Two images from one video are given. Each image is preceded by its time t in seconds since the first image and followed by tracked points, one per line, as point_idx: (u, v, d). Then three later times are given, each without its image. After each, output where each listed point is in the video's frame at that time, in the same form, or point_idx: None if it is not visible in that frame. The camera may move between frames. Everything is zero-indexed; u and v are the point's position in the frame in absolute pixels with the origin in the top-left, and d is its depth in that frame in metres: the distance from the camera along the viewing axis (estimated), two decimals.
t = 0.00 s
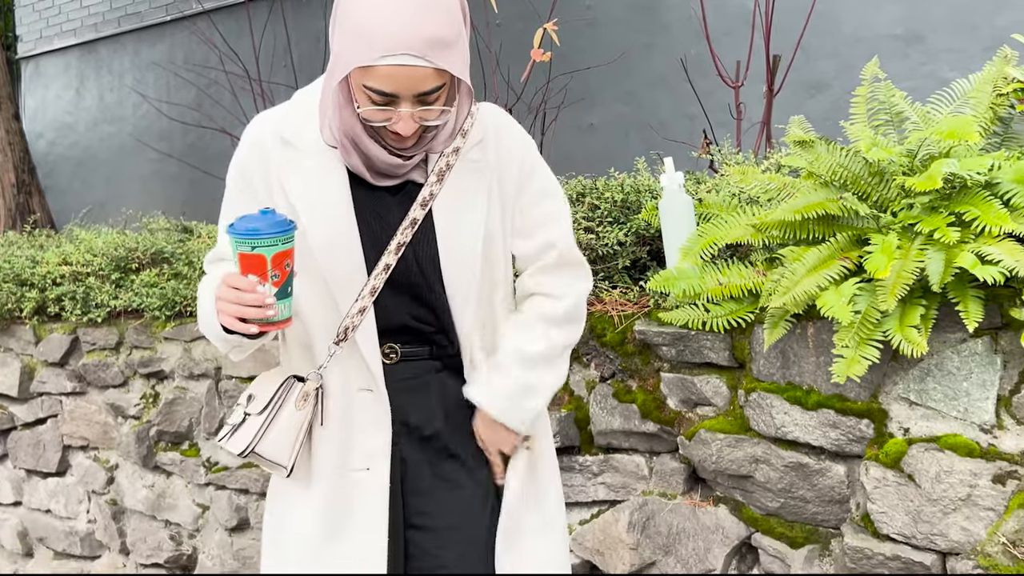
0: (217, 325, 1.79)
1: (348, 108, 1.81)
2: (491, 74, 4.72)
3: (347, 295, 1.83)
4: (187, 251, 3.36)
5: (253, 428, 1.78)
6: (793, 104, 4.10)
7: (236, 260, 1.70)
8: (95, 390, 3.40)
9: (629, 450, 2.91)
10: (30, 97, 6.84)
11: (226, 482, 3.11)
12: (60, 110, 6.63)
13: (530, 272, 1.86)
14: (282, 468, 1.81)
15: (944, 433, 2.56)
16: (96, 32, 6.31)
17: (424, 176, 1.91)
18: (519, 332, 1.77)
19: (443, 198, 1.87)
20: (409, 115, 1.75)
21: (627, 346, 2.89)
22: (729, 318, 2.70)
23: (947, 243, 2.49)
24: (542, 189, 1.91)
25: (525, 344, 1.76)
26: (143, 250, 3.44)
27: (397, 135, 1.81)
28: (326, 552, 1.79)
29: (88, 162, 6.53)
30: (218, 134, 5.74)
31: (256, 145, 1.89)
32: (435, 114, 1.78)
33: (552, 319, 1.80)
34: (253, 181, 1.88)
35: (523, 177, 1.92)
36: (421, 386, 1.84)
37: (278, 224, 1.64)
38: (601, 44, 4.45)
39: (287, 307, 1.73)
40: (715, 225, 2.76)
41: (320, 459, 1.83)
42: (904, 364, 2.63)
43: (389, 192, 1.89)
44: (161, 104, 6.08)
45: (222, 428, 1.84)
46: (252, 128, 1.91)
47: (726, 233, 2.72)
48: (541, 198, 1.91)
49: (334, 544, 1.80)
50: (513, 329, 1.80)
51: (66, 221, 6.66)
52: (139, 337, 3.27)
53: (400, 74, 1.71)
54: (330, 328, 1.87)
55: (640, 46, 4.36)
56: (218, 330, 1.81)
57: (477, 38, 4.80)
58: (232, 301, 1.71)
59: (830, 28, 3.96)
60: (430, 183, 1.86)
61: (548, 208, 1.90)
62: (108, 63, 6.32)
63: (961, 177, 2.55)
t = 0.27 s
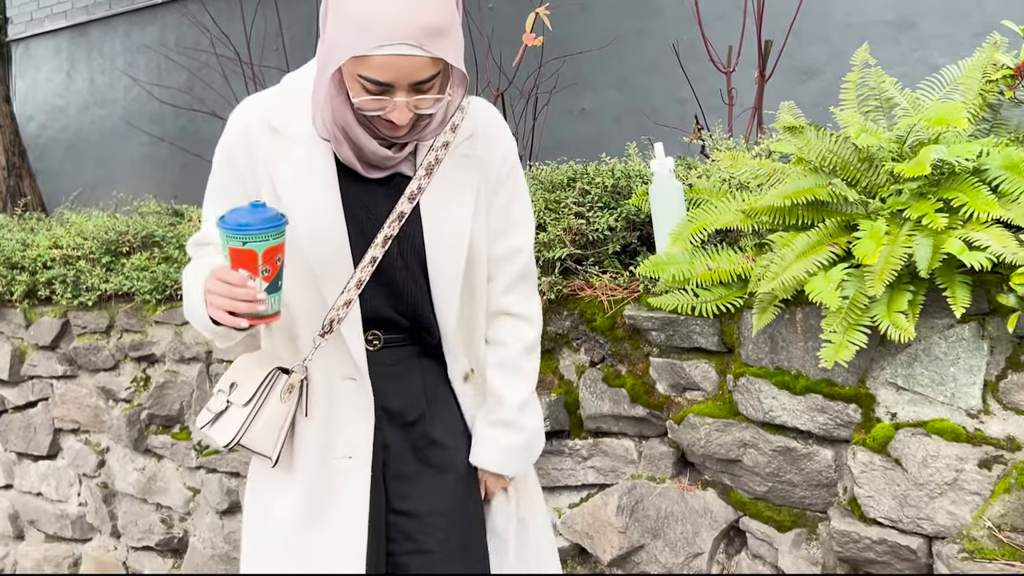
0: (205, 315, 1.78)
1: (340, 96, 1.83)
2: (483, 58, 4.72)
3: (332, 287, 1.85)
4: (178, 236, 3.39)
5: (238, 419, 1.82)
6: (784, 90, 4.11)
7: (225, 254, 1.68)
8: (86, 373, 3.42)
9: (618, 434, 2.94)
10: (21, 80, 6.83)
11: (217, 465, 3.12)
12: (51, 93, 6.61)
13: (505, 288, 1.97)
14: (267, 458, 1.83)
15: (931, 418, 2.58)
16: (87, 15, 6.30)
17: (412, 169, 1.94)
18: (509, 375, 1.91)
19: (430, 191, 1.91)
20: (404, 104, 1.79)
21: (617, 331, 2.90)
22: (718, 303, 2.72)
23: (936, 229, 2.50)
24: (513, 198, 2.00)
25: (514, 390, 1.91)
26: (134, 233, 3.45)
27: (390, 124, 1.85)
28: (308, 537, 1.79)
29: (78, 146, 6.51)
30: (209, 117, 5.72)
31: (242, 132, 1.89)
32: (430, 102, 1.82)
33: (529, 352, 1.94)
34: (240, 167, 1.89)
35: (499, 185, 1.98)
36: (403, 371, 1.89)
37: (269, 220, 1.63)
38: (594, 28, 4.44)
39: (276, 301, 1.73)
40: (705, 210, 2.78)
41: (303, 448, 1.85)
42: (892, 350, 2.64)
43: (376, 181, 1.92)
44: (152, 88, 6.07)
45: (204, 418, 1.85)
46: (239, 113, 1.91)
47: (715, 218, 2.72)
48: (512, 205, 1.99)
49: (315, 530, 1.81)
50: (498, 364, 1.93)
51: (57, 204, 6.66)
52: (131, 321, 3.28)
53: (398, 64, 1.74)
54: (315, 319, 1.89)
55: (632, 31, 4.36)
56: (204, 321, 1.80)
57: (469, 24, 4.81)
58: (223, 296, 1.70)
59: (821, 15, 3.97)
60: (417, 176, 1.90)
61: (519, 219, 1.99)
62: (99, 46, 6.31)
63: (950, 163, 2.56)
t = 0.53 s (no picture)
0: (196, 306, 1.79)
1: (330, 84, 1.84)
2: (476, 42, 4.71)
3: (319, 275, 1.87)
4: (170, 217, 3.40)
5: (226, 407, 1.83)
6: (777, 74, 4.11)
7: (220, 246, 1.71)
8: (76, 355, 3.43)
9: (608, 418, 2.94)
10: (9, 60, 6.76)
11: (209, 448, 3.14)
12: (39, 73, 6.56)
13: (499, 273, 1.97)
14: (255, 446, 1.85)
15: (919, 402, 2.59)
16: None
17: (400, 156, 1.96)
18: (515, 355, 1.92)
19: (417, 180, 1.93)
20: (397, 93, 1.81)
21: (608, 315, 2.91)
22: (708, 288, 2.73)
23: (925, 214, 2.50)
24: (499, 179, 2.00)
25: (523, 367, 1.91)
26: (126, 216, 3.46)
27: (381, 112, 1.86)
28: (294, 522, 1.84)
29: (68, 126, 6.39)
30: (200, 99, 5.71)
31: (230, 115, 1.90)
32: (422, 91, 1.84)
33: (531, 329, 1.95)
34: (227, 150, 1.90)
35: (484, 170, 1.98)
36: (389, 356, 1.89)
37: (264, 213, 1.66)
38: (587, 10, 4.41)
39: (271, 292, 1.76)
40: (695, 194, 2.78)
41: (289, 436, 1.87)
42: (881, 334, 2.65)
43: (365, 172, 1.94)
44: (143, 69, 6.03)
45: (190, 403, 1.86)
46: (227, 96, 1.91)
47: (706, 203, 2.73)
48: (501, 189, 1.99)
49: (302, 515, 1.85)
50: (502, 345, 1.93)
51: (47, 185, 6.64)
52: (121, 304, 3.29)
53: (392, 54, 1.75)
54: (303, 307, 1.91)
55: (624, 15, 4.33)
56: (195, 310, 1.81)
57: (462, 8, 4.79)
58: (217, 287, 1.72)
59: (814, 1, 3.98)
60: (405, 163, 1.90)
61: (507, 199, 1.99)
62: (88, 27, 6.27)
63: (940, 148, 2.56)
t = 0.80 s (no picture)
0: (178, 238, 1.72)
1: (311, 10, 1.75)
2: None
3: (302, 205, 1.80)
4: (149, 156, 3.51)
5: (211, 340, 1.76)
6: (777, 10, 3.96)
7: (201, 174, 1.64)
8: (62, 292, 3.61)
9: (597, 354, 2.99)
10: None
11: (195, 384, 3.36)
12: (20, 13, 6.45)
13: (484, 201, 1.96)
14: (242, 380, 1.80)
15: (908, 337, 2.57)
16: None
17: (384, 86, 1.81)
18: (509, 279, 1.93)
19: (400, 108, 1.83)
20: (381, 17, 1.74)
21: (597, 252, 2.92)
22: (698, 224, 2.70)
23: (918, 146, 2.44)
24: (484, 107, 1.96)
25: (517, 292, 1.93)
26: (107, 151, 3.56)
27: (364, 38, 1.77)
28: (280, 458, 1.79)
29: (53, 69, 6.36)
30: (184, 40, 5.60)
31: (207, 43, 1.76)
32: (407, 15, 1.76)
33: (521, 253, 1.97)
34: (201, 73, 1.76)
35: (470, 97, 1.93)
36: (372, 287, 1.85)
37: (246, 141, 1.59)
38: None
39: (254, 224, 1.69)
40: (688, 128, 2.74)
41: (273, 370, 1.81)
42: (872, 270, 2.59)
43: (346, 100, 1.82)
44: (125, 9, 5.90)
45: (170, 337, 1.79)
46: (202, 18, 1.78)
47: (699, 137, 2.70)
48: (485, 116, 1.95)
49: (287, 450, 1.80)
50: (495, 272, 1.94)
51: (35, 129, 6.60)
52: (107, 239, 3.47)
53: None
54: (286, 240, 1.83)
55: None
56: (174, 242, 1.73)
57: None
58: (197, 217, 1.66)
59: None
60: (387, 90, 1.77)
61: (492, 128, 1.96)
62: None
63: (937, 81, 2.49)
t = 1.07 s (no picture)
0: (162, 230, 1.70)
1: None
2: None
3: (289, 198, 1.78)
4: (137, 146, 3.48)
5: (196, 332, 1.74)
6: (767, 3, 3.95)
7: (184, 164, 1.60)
8: (48, 283, 3.61)
9: (585, 346, 3.02)
10: None
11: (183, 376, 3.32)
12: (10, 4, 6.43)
13: (470, 194, 1.94)
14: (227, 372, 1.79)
15: (895, 331, 2.59)
16: None
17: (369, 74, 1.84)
18: (494, 272, 1.92)
19: (388, 98, 1.82)
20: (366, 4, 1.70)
21: (586, 245, 2.95)
22: (686, 217, 2.72)
23: (906, 140, 2.45)
24: (472, 100, 1.95)
25: (501, 284, 1.92)
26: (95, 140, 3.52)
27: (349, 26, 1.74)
28: (266, 449, 1.77)
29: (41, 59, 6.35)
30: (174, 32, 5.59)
31: (192, 35, 1.75)
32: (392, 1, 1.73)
33: (506, 247, 1.96)
34: (188, 67, 1.77)
35: (457, 88, 1.92)
36: (359, 279, 1.84)
37: (229, 129, 1.54)
38: None
39: (238, 214, 1.65)
40: (676, 122, 2.75)
41: (259, 361, 1.81)
42: (858, 263, 2.63)
43: (331, 86, 1.82)
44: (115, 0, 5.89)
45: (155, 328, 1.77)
46: (188, 10, 1.77)
47: (686, 130, 2.71)
48: (473, 109, 1.95)
49: (273, 442, 1.79)
50: (480, 264, 1.93)
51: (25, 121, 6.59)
52: (93, 231, 3.45)
53: None
54: (273, 231, 1.82)
55: None
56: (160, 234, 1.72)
57: None
58: (182, 208, 1.63)
59: None
60: (375, 82, 1.80)
61: (480, 121, 1.96)
62: None
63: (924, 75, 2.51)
